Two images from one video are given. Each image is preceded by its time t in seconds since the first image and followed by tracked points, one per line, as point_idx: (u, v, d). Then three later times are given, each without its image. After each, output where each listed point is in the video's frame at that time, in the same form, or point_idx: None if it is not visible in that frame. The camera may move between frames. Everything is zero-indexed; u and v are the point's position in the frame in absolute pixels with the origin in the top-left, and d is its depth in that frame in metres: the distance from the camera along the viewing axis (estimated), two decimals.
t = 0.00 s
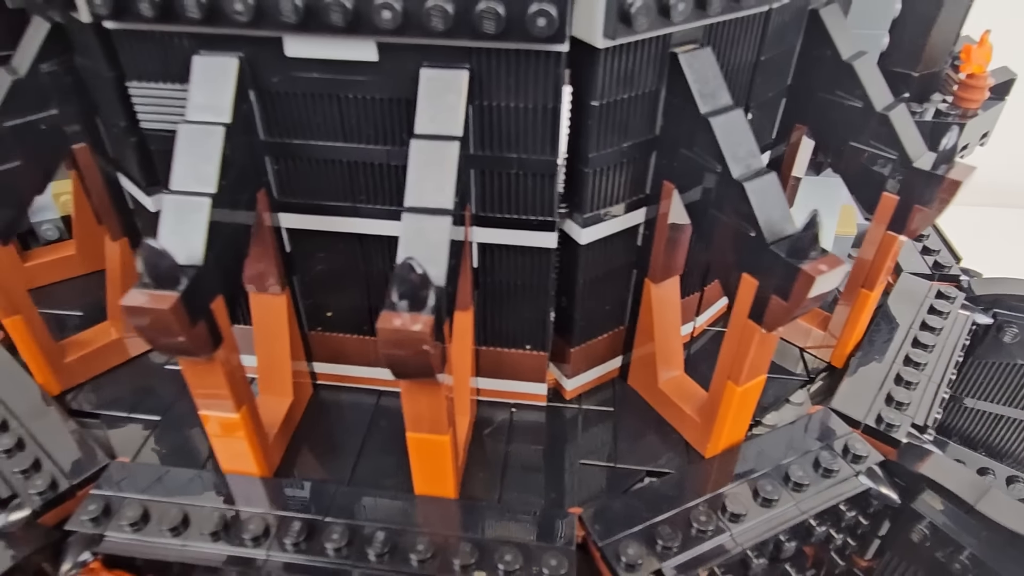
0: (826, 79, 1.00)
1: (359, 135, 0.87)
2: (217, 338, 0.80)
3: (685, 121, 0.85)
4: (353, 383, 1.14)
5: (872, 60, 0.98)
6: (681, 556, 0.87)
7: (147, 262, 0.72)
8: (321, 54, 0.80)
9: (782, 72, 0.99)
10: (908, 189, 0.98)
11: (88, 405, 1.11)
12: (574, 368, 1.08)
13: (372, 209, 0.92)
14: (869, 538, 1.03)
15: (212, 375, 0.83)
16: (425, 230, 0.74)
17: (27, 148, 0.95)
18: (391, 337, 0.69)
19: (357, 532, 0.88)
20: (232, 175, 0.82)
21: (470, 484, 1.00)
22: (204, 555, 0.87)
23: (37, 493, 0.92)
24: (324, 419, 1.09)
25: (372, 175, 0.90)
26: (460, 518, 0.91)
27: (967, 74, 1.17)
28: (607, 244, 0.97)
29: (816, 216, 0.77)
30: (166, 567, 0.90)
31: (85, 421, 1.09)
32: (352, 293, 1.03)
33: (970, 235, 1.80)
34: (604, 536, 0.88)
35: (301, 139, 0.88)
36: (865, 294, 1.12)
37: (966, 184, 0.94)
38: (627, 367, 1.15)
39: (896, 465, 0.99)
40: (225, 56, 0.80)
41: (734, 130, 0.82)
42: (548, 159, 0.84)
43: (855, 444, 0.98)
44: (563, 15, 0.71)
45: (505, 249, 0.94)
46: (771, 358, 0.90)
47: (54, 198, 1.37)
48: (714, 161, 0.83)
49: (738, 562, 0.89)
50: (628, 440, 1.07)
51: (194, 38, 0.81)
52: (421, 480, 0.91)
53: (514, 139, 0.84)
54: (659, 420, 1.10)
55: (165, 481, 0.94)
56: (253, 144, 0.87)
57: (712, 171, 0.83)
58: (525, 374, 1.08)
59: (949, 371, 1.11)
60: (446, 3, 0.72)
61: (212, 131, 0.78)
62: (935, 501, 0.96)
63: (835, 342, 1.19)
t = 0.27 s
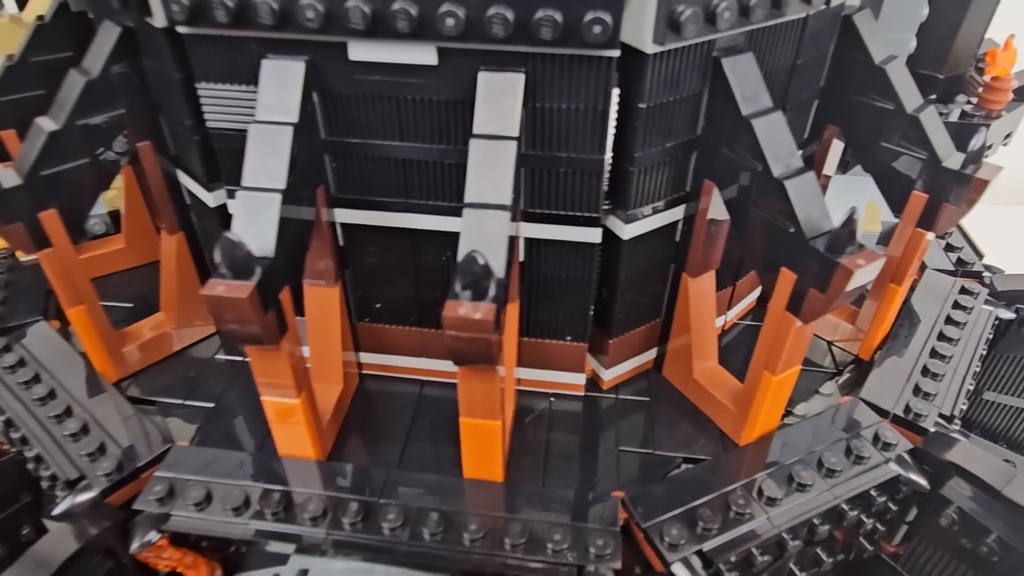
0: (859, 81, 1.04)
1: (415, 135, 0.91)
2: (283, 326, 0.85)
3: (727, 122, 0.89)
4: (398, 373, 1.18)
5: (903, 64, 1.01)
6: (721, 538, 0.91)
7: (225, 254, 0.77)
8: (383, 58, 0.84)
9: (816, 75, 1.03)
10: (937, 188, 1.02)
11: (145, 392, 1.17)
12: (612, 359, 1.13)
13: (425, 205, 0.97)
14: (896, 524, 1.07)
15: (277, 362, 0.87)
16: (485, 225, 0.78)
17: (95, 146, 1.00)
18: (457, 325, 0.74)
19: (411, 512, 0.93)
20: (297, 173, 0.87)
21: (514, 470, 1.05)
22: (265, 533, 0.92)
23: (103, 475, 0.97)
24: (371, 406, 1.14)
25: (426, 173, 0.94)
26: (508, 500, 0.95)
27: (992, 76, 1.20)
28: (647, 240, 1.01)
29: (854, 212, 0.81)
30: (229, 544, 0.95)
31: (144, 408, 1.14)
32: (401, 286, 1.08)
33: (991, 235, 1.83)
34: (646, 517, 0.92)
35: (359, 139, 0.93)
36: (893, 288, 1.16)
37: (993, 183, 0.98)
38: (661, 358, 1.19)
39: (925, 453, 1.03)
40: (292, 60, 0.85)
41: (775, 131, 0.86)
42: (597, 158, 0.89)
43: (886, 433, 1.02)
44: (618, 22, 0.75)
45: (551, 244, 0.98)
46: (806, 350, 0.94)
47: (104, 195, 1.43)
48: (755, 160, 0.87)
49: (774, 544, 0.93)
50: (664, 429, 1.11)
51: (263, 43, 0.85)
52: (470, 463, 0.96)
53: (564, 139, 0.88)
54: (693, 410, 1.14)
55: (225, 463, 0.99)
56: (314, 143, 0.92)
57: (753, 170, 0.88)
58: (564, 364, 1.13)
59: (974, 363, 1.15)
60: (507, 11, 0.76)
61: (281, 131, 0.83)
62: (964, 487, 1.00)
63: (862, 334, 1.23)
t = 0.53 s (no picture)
0: (886, 79, 1.07)
1: (460, 129, 0.95)
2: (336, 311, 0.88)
3: (762, 117, 0.92)
4: (434, 363, 1.21)
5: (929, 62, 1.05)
6: (754, 519, 0.94)
7: (285, 241, 0.82)
8: (434, 55, 0.88)
9: (844, 73, 1.07)
10: (962, 182, 1.05)
11: (188, 380, 1.20)
12: (643, 349, 1.16)
13: (466, 197, 1.00)
14: (920, 509, 1.11)
15: (328, 346, 0.91)
16: (534, 214, 0.82)
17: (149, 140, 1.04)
18: (510, 308, 0.78)
19: (455, 493, 0.96)
20: (349, 165, 0.90)
21: (550, 455, 1.08)
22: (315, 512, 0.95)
23: (157, 456, 1.00)
24: (407, 394, 1.17)
25: (469, 166, 0.98)
26: (547, 482, 0.98)
27: (1012, 76, 1.24)
28: (681, 232, 1.04)
29: (888, 203, 0.84)
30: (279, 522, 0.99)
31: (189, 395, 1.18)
32: (439, 277, 1.11)
33: (1007, 234, 1.86)
34: (683, 499, 0.95)
35: (405, 133, 0.96)
36: (917, 280, 1.20)
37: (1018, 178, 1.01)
38: (689, 349, 1.22)
39: (950, 440, 1.06)
40: (346, 57, 0.89)
41: (810, 125, 0.89)
42: (636, 152, 0.92)
43: (912, 420, 1.05)
44: (663, 19, 0.79)
45: (588, 236, 1.02)
46: (836, 338, 0.98)
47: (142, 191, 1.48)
48: (791, 153, 0.90)
49: (805, 525, 0.97)
50: (694, 417, 1.14)
51: (318, 40, 0.89)
52: (509, 447, 0.99)
53: (605, 133, 0.91)
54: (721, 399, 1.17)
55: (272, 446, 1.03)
56: (363, 136, 0.95)
57: (788, 164, 0.91)
58: (596, 354, 1.16)
59: (996, 355, 1.18)
60: (557, 9, 0.79)
61: (336, 124, 0.87)
62: (989, 473, 1.02)
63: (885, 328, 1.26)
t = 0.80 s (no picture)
0: (909, 76, 1.10)
1: (498, 122, 0.98)
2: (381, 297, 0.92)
3: (792, 112, 0.96)
4: (463, 352, 1.24)
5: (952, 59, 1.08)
6: (782, 500, 0.97)
7: (336, 229, 0.85)
8: (476, 50, 0.91)
9: (867, 70, 1.10)
10: (983, 176, 1.08)
11: (226, 367, 1.24)
12: (669, 338, 1.19)
13: (503, 189, 1.04)
14: (939, 494, 1.14)
15: (372, 332, 0.94)
16: (575, 204, 0.85)
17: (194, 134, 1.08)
18: (553, 292, 0.81)
19: (492, 474, 0.99)
20: (393, 156, 0.94)
21: (580, 439, 1.11)
22: (357, 490, 0.99)
23: (203, 438, 1.04)
24: (438, 381, 1.19)
25: (506, 159, 1.01)
26: (580, 464, 1.02)
27: None
28: (710, 223, 1.07)
29: (915, 195, 0.88)
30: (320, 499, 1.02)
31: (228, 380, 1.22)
32: (472, 267, 1.14)
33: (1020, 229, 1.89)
34: (712, 481, 0.99)
35: (445, 125, 0.99)
36: (937, 273, 1.21)
37: None
38: (712, 339, 1.25)
39: (969, 426, 1.09)
40: (391, 52, 0.92)
41: (839, 119, 0.92)
42: (670, 145, 0.95)
43: (933, 407, 1.08)
44: (701, 17, 0.82)
45: (621, 227, 1.05)
46: (861, 326, 1.01)
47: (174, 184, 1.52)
48: (820, 146, 0.94)
49: (831, 506, 1.00)
50: (719, 404, 1.17)
51: (364, 37, 0.92)
52: (544, 430, 1.02)
53: (640, 126, 0.95)
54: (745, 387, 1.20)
55: (312, 429, 1.06)
56: (404, 129, 0.98)
57: (817, 157, 0.94)
58: (624, 343, 1.19)
59: (1013, 345, 1.21)
60: (599, 6, 0.83)
61: (383, 117, 0.90)
62: (1009, 459, 1.06)
63: (904, 321, 1.28)
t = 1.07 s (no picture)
0: (929, 73, 1.12)
1: (529, 117, 1.00)
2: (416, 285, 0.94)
3: (816, 107, 0.98)
4: (489, 343, 1.26)
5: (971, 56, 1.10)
6: (805, 486, 1.00)
7: (376, 219, 0.87)
8: (510, 47, 0.93)
9: (888, 67, 1.12)
10: (1002, 171, 1.10)
11: (256, 357, 1.26)
12: (691, 330, 1.21)
13: (532, 182, 1.06)
14: (957, 484, 1.16)
15: (406, 321, 0.97)
16: (608, 196, 0.87)
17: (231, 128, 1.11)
18: (587, 281, 0.84)
19: (522, 461, 1.02)
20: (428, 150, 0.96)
21: (605, 428, 1.14)
22: (389, 476, 1.01)
23: (239, 425, 1.07)
24: (464, 371, 1.22)
25: (536, 153, 1.03)
26: (607, 451, 1.04)
27: None
28: (733, 217, 1.10)
29: (938, 188, 0.90)
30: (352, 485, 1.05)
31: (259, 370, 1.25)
32: (499, 260, 1.17)
33: None
34: (737, 467, 1.01)
35: (476, 120, 1.01)
36: (954, 267, 1.24)
37: None
38: (732, 332, 1.27)
39: (987, 417, 1.11)
40: (426, 49, 0.95)
41: (863, 115, 0.95)
42: (697, 140, 0.98)
43: (951, 398, 1.11)
44: (731, 14, 0.85)
45: (647, 220, 1.08)
46: (882, 318, 1.03)
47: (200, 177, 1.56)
48: (844, 141, 0.96)
49: (853, 494, 1.02)
50: (740, 394, 1.19)
51: (400, 33, 0.95)
52: (571, 418, 1.05)
53: (668, 121, 0.97)
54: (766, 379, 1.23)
55: (345, 417, 1.09)
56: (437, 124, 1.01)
57: (841, 152, 0.97)
58: (647, 335, 1.21)
59: None
60: (631, 4, 0.86)
61: (419, 112, 0.93)
62: None
63: (921, 314, 1.30)
